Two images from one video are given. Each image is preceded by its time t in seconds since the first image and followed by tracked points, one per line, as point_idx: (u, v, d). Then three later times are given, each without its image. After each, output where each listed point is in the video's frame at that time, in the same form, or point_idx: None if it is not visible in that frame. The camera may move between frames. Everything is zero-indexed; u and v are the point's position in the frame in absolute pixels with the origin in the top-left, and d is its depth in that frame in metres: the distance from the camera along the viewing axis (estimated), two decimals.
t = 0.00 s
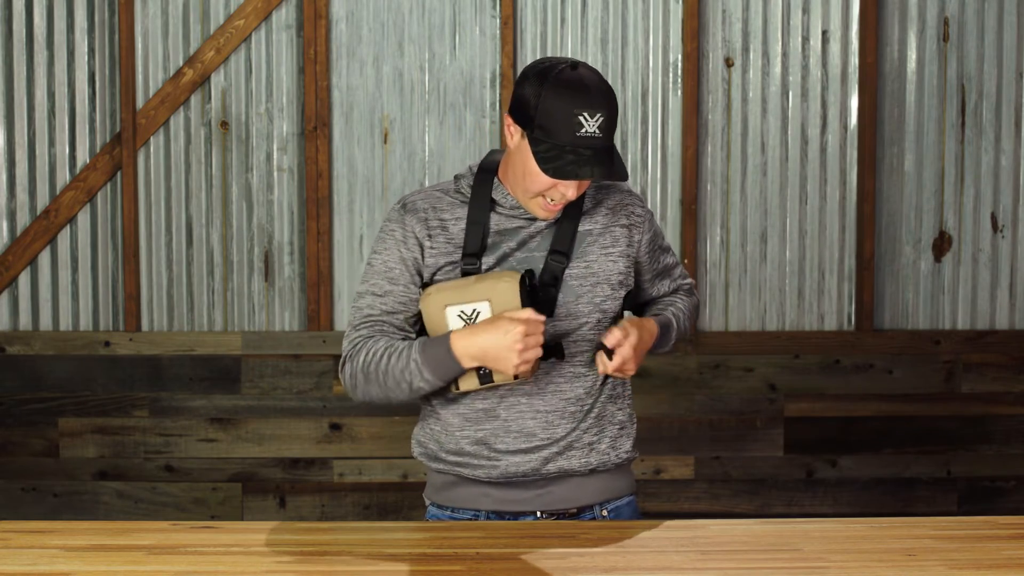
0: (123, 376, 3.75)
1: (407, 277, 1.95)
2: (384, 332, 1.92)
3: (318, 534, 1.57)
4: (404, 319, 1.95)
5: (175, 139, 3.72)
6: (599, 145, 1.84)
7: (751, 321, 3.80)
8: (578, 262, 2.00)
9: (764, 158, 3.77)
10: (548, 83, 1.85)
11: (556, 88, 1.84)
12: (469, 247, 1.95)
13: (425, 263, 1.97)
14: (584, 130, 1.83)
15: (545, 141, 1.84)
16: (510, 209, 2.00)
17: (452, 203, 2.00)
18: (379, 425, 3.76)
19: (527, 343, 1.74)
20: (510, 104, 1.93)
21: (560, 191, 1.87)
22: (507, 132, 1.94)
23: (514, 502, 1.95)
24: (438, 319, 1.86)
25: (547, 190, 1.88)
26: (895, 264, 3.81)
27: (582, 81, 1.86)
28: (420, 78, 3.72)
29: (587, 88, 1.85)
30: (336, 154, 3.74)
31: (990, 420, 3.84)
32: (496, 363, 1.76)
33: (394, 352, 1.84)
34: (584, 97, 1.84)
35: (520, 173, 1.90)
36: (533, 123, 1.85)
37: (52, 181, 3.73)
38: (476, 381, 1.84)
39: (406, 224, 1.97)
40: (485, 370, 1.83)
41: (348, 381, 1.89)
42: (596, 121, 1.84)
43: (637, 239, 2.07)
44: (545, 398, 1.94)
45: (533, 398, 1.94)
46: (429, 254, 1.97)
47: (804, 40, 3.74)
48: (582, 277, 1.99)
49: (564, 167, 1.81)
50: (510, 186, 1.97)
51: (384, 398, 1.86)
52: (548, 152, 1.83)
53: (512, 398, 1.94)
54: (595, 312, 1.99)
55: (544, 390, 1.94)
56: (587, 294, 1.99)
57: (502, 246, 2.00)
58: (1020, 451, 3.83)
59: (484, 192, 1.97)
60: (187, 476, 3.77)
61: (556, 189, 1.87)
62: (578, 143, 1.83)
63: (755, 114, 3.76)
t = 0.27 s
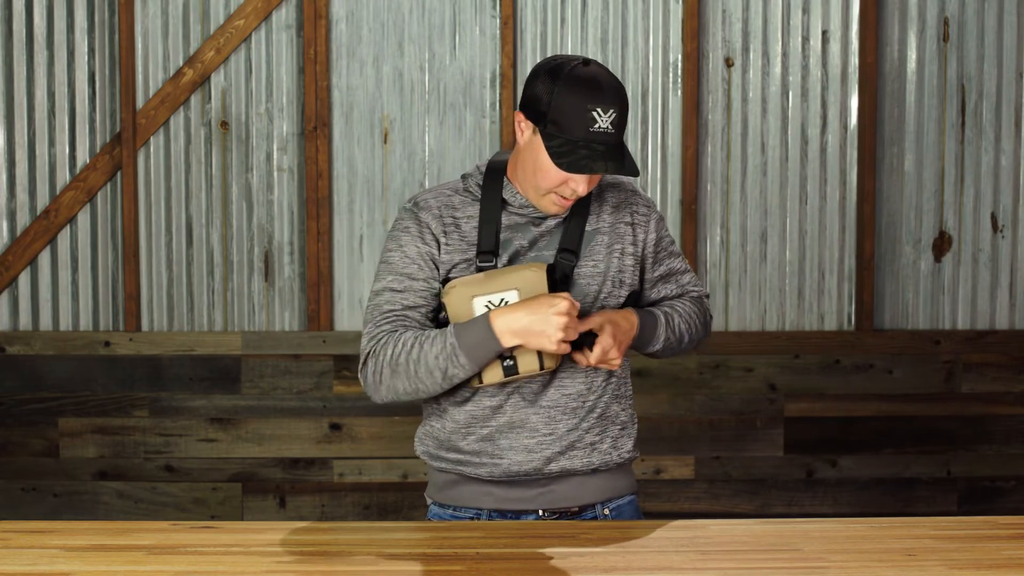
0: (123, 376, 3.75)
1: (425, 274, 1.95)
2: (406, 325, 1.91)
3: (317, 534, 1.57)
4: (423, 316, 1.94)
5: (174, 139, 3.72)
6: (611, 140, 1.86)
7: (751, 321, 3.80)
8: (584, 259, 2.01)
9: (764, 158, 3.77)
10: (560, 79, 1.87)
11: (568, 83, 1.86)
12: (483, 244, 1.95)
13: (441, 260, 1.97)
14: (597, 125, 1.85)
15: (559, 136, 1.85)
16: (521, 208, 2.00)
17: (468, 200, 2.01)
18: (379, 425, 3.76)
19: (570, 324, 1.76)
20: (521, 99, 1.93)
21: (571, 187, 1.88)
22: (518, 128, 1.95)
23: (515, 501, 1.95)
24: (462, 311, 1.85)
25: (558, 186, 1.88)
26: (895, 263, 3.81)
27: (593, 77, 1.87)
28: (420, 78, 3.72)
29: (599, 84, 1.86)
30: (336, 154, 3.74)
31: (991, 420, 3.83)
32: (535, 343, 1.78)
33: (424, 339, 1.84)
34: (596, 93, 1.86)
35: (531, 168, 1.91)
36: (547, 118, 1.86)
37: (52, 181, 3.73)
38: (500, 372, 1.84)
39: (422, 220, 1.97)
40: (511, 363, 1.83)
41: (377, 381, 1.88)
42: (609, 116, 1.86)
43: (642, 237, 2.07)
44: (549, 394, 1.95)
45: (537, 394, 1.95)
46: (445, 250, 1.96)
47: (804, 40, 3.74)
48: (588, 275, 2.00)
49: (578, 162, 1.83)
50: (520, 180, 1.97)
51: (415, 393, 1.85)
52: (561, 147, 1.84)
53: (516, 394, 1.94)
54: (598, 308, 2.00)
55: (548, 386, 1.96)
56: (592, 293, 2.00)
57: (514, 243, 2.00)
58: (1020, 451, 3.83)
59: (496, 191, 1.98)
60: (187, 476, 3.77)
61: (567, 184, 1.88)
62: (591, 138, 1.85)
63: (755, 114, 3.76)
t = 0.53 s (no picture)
0: (123, 376, 3.75)
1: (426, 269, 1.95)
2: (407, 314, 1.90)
3: (318, 534, 1.57)
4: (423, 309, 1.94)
5: (175, 139, 3.72)
6: (614, 138, 1.86)
7: (751, 321, 3.80)
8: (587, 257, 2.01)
9: (764, 158, 3.77)
10: (563, 79, 1.87)
11: (572, 82, 1.86)
12: (484, 244, 1.95)
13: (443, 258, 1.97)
14: (600, 123, 1.84)
15: (562, 134, 1.85)
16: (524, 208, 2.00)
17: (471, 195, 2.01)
18: (379, 425, 3.76)
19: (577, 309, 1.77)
20: (523, 100, 1.94)
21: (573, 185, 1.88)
22: (523, 128, 1.96)
23: (518, 501, 1.95)
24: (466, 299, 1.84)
25: (560, 184, 1.88)
26: (895, 263, 3.81)
27: (597, 76, 1.87)
28: (420, 78, 3.72)
29: (602, 83, 1.86)
30: (336, 154, 3.74)
31: (990, 420, 3.84)
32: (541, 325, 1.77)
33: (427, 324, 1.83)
34: (599, 92, 1.86)
35: (534, 167, 1.91)
36: (550, 117, 1.86)
37: (52, 181, 3.73)
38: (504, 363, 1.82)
39: (428, 215, 1.98)
40: (514, 352, 1.82)
41: (378, 367, 1.86)
42: (612, 114, 1.86)
43: (646, 234, 2.07)
44: (551, 393, 1.95)
45: (539, 393, 1.95)
46: (448, 246, 1.97)
47: (804, 40, 3.74)
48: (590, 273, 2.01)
49: (581, 159, 1.82)
50: (524, 181, 1.97)
51: (417, 379, 1.83)
52: (564, 145, 1.84)
53: (519, 393, 1.94)
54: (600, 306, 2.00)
55: (550, 385, 1.95)
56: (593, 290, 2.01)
57: (516, 243, 1.99)
58: (1020, 451, 3.83)
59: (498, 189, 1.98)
60: (187, 476, 3.77)
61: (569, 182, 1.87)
62: (594, 136, 1.84)
63: (755, 114, 3.76)
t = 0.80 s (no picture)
0: (124, 376, 3.75)
1: (421, 262, 1.96)
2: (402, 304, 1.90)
3: (318, 534, 1.57)
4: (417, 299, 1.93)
5: (175, 139, 3.73)
6: (609, 136, 1.86)
7: (751, 321, 3.80)
8: (587, 257, 2.01)
9: (764, 158, 3.77)
10: (556, 78, 1.87)
11: (565, 82, 1.87)
12: (482, 243, 1.95)
13: (439, 251, 1.98)
14: (595, 121, 1.85)
15: (557, 133, 1.85)
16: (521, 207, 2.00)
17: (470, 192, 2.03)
18: (379, 425, 3.76)
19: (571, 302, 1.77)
20: (517, 100, 1.94)
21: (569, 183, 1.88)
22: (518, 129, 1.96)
23: (518, 501, 1.95)
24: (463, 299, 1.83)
25: (557, 183, 1.88)
26: (895, 263, 3.81)
27: (590, 74, 1.88)
28: (420, 78, 3.72)
29: (595, 81, 1.87)
30: (336, 154, 3.74)
31: (991, 420, 3.84)
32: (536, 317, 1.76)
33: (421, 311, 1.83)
34: (592, 90, 1.86)
35: (531, 168, 1.91)
36: (544, 117, 1.86)
37: (52, 181, 3.73)
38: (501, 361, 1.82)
39: (426, 210, 2.00)
40: (508, 349, 1.82)
41: (367, 351, 1.86)
42: (606, 112, 1.86)
43: (646, 233, 2.06)
44: (551, 393, 1.95)
45: (539, 393, 1.95)
46: (446, 240, 1.98)
47: (804, 40, 3.74)
48: (591, 273, 2.00)
49: (577, 158, 1.82)
50: (522, 182, 1.98)
51: (406, 365, 1.83)
52: (559, 143, 1.84)
53: (518, 393, 1.94)
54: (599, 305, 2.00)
55: (550, 385, 1.95)
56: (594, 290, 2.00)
57: (513, 241, 1.99)
58: (1020, 451, 3.83)
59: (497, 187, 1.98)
60: (187, 476, 3.77)
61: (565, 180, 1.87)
62: (589, 134, 1.85)
63: (755, 113, 3.76)
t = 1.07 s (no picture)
0: (124, 376, 3.75)
1: (422, 249, 1.95)
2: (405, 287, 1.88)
3: (319, 534, 1.57)
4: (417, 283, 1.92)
5: (175, 139, 3.73)
6: (602, 135, 1.86)
7: (751, 321, 3.80)
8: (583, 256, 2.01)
9: (764, 158, 3.77)
10: (542, 82, 1.87)
11: (551, 86, 1.86)
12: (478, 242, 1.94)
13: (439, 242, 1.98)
14: (586, 123, 1.85)
15: (549, 139, 1.85)
16: (515, 208, 2.01)
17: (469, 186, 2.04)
18: (379, 425, 3.76)
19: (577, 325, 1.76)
20: (505, 108, 1.94)
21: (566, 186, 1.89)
22: (507, 135, 1.96)
23: (515, 500, 1.96)
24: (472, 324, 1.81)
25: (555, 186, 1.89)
26: (895, 263, 3.81)
27: (575, 75, 1.87)
28: (420, 78, 3.72)
29: (581, 81, 1.86)
30: (336, 154, 3.74)
31: (990, 420, 3.84)
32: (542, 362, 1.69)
33: (432, 310, 1.77)
34: (581, 91, 1.85)
35: (526, 172, 1.91)
36: (535, 122, 1.86)
37: (52, 181, 3.73)
38: (514, 394, 1.83)
39: (426, 201, 2.01)
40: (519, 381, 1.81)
41: (365, 331, 1.80)
42: (596, 112, 1.86)
43: (639, 229, 2.06)
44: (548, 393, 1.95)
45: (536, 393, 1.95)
46: (445, 232, 1.99)
47: (804, 40, 3.74)
48: (586, 271, 2.01)
49: (573, 161, 1.82)
50: (517, 185, 1.98)
51: (399, 357, 1.77)
52: (552, 148, 1.84)
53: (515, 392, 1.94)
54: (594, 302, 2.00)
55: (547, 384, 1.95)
56: (589, 288, 2.01)
57: (507, 242, 2.00)
58: (1020, 451, 3.83)
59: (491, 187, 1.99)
60: (187, 476, 3.77)
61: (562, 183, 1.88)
62: (582, 137, 1.85)
63: (755, 114, 3.76)
